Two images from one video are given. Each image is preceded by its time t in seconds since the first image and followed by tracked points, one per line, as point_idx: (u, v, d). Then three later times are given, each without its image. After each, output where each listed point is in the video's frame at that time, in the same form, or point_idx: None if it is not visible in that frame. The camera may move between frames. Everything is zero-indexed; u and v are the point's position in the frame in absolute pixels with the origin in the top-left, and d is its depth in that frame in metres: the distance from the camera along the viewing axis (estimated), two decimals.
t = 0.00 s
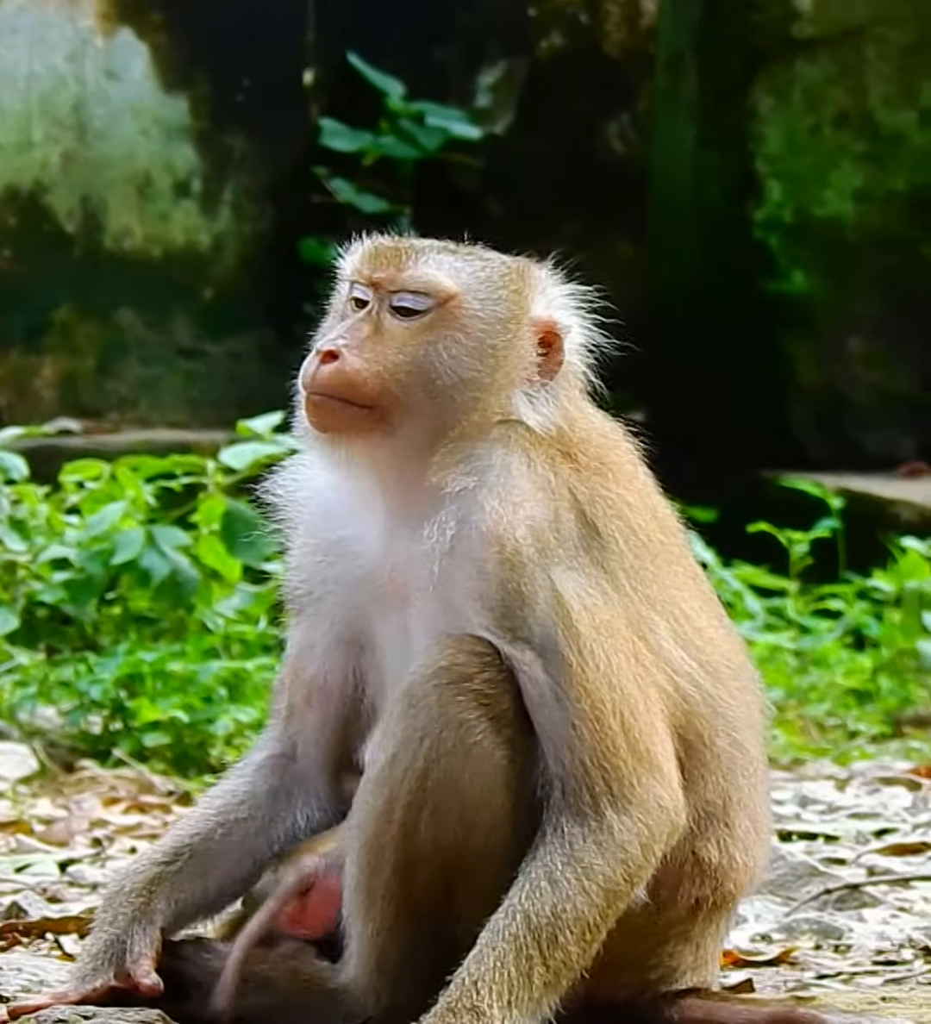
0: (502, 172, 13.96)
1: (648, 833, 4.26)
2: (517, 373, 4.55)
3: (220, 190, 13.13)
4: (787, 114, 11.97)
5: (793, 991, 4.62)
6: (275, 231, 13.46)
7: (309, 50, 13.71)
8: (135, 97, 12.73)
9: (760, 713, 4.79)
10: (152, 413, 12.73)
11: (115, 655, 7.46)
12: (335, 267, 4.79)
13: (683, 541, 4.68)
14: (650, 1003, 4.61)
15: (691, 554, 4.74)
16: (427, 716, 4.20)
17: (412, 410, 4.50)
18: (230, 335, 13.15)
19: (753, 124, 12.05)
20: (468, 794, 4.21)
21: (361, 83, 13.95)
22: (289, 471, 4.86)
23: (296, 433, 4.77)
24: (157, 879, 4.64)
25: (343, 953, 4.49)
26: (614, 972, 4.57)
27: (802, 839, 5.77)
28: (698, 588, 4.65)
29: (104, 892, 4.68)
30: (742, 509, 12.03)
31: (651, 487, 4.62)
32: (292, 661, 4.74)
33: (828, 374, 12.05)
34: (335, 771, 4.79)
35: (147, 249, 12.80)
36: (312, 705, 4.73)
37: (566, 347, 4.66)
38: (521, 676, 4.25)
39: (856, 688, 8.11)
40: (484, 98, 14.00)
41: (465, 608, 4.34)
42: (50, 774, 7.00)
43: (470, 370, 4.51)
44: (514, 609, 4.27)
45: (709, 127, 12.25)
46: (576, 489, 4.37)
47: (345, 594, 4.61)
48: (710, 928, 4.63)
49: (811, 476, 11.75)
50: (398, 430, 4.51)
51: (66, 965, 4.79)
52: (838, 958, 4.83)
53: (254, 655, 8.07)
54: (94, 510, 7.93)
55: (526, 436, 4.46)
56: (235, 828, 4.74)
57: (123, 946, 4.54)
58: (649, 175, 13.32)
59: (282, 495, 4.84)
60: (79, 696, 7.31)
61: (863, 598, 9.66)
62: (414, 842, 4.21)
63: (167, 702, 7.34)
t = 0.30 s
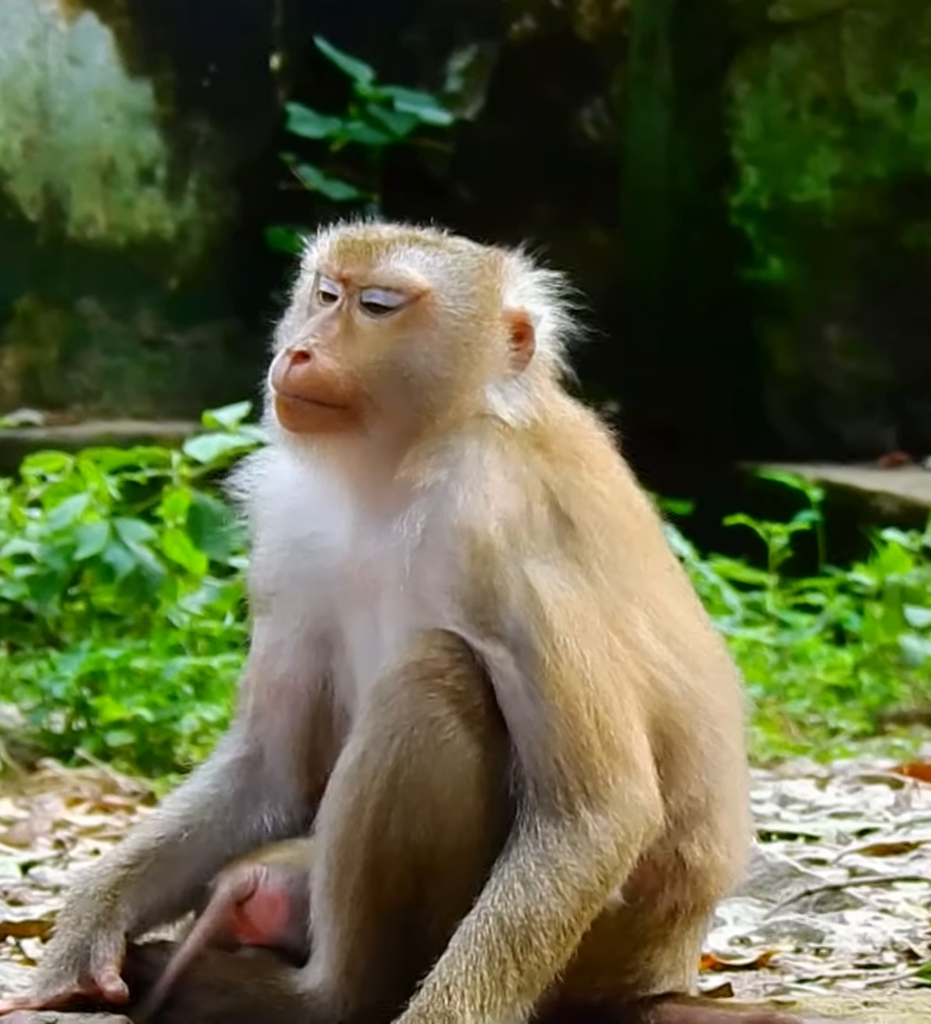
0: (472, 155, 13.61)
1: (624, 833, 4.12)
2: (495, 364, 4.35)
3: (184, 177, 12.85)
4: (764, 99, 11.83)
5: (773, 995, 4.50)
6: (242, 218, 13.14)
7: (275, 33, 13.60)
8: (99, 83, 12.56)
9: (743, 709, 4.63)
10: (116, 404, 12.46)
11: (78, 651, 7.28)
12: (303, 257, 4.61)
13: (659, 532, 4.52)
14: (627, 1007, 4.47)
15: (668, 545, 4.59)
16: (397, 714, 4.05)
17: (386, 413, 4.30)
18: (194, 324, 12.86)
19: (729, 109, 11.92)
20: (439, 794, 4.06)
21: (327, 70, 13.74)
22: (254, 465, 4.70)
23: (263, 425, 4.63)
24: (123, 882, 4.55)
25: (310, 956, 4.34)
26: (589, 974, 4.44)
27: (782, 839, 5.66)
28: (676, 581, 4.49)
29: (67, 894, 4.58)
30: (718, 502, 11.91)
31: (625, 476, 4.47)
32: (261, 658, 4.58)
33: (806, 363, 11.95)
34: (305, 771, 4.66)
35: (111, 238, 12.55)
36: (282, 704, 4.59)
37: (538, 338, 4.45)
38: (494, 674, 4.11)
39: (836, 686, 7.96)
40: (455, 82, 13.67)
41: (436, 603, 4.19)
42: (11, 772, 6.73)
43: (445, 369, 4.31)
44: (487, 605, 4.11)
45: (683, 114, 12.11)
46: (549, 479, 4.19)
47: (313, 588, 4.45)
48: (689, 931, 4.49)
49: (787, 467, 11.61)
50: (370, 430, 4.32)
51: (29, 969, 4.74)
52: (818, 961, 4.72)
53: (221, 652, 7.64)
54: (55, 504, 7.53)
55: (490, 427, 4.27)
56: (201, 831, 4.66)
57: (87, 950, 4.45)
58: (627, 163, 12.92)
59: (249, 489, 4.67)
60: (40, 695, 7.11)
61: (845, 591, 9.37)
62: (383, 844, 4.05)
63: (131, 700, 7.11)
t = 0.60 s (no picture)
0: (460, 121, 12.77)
1: (621, 838, 3.82)
2: (489, 337, 4.05)
3: (151, 137, 12.04)
4: (771, 52, 11.66)
5: (780, 1008, 4.22)
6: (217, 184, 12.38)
7: None
8: (63, 37, 11.66)
9: (746, 707, 4.34)
10: (81, 380, 11.60)
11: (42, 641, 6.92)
12: (285, 221, 4.25)
13: (659, 517, 4.23)
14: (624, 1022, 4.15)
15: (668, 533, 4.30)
16: (381, 710, 3.74)
17: (372, 395, 3.99)
18: (163, 295, 12.07)
19: (737, 63, 11.74)
20: (426, 795, 3.75)
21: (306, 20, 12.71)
22: (228, 449, 4.41)
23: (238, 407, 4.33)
24: (92, 891, 4.26)
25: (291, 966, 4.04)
26: (583, 988, 4.11)
27: (791, 843, 5.38)
28: (676, 570, 4.20)
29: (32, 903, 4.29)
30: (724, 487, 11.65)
31: (622, 458, 4.17)
32: (237, 650, 4.31)
33: (818, 333, 11.68)
34: (286, 769, 4.38)
35: (75, 201, 11.70)
36: (260, 698, 4.31)
37: (530, 309, 4.16)
38: (482, 667, 3.82)
39: (849, 680, 7.70)
40: (441, 35, 12.83)
41: (421, 593, 3.89)
42: None
43: (434, 345, 4.00)
44: (475, 595, 3.81)
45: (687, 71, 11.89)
46: (542, 461, 3.90)
47: (292, 576, 4.16)
48: (692, 941, 4.17)
49: (797, 447, 11.30)
50: (355, 413, 4.01)
51: None
52: (830, 973, 4.45)
53: (190, 645, 7.46)
54: (17, 489, 7.08)
55: (477, 407, 3.97)
56: (177, 836, 4.37)
57: (54, 963, 4.15)
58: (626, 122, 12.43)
59: (224, 474, 4.39)
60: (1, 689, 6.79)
61: (858, 580, 9.25)
62: (366, 849, 3.75)
63: (97, 695, 6.84)
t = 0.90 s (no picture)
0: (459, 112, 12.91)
1: (621, 829, 3.81)
2: (489, 329, 4.06)
3: (152, 129, 12.00)
4: (771, 44, 11.61)
5: (783, 999, 4.22)
6: (216, 174, 12.34)
7: None
8: (62, 30, 11.65)
9: (747, 697, 4.33)
10: (80, 373, 11.67)
11: (41, 635, 6.94)
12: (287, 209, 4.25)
13: (658, 508, 4.22)
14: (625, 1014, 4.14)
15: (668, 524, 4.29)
16: (380, 700, 3.75)
17: (372, 387, 3.98)
18: (166, 288, 12.06)
19: (736, 53, 11.68)
20: (426, 786, 3.75)
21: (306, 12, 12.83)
22: (228, 442, 4.40)
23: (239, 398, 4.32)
24: (94, 884, 4.26)
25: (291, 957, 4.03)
26: (584, 979, 4.10)
27: (793, 834, 5.38)
28: (676, 560, 4.19)
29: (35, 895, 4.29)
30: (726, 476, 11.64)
31: (621, 448, 4.17)
32: (237, 642, 4.30)
33: (818, 325, 11.66)
34: (287, 762, 4.37)
35: (76, 194, 11.70)
36: (260, 689, 4.30)
37: (529, 301, 4.17)
38: (482, 658, 3.80)
39: (850, 671, 7.75)
40: (441, 27, 12.89)
41: (421, 584, 3.89)
42: None
43: (433, 337, 4.00)
44: (475, 586, 3.80)
45: (687, 63, 11.89)
46: (541, 452, 3.90)
47: (294, 569, 4.15)
48: (694, 932, 4.17)
49: (800, 439, 11.31)
50: (354, 406, 3.99)
51: None
52: (832, 964, 4.45)
53: (194, 636, 7.44)
54: (16, 480, 7.12)
55: (477, 400, 3.96)
56: (179, 829, 4.36)
57: (55, 955, 4.15)
58: (625, 109, 12.44)
59: (224, 466, 4.37)
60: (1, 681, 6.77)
61: (858, 571, 9.29)
62: (366, 839, 3.75)
63: (98, 687, 6.81)
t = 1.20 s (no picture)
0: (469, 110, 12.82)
1: (634, 825, 3.80)
2: (506, 327, 4.05)
3: (164, 125, 11.97)
4: (784, 38, 11.70)
5: (795, 994, 4.22)
6: (226, 170, 12.32)
7: None
8: (73, 26, 11.59)
9: (759, 693, 4.32)
10: (92, 369, 11.67)
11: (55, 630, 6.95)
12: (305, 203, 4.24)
13: (670, 504, 4.21)
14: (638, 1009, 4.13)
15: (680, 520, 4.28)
16: (392, 696, 3.74)
17: (390, 385, 3.97)
18: (177, 284, 12.05)
19: (747, 49, 11.76)
20: (438, 781, 3.74)
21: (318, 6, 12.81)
22: (241, 437, 4.40)
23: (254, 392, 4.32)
24: (107, 879, 4.25)
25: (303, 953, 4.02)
26: (597, 974, 4.09)
27: (805, 830, 5.38)
28: (688, 556, 4.18)
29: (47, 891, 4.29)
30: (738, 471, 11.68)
31: (633, 444, 4.16)
32: (248, 637, 4.30)
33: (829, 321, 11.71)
34: (300, 756, 4.37)
35: (87, 191, 11.68)
36: (272, 684, 4.29)
37: (542, 301, 4.17)
38: (494, 653, 3.79)
39: (862, 666, 7.73)
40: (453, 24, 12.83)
41: (433, 580, 3.88)
42: None
43: (451, 336, 3.99)
44: (487, 582, 3.79)
45: (698, 57, 11.89)
46: (553, 448, 3.90)
47: (306, 565, 4.14)
48: (706, 927, 4.15)
49: (811, 435, 11.34)
50: (371, 404, 3.98)
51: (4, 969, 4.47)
52: (844, 959, 4.45)
53: (207, 632, 7.39)
54: (29, 476, 7.10)
55: (491, 397, 3.96)
56: (191, 825, 4.35)
57: (67, 951, 4.15)
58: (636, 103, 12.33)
59: (237, 462, 4.37)
60: (14, 676, 6.82)
61: (870, 565, 9.32)
62: (378, 834, 3.74)
63: (110, 683, 6.81)
